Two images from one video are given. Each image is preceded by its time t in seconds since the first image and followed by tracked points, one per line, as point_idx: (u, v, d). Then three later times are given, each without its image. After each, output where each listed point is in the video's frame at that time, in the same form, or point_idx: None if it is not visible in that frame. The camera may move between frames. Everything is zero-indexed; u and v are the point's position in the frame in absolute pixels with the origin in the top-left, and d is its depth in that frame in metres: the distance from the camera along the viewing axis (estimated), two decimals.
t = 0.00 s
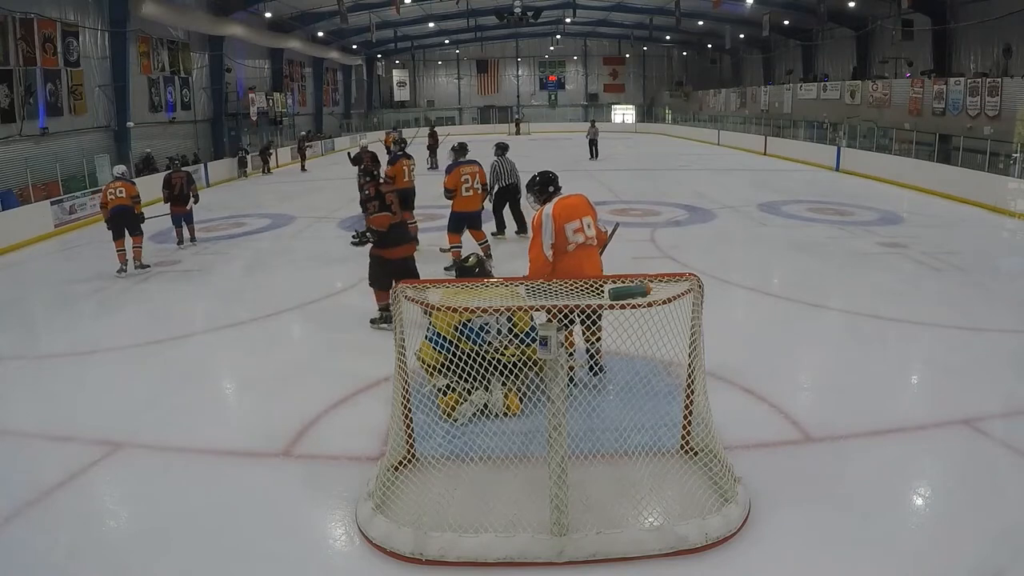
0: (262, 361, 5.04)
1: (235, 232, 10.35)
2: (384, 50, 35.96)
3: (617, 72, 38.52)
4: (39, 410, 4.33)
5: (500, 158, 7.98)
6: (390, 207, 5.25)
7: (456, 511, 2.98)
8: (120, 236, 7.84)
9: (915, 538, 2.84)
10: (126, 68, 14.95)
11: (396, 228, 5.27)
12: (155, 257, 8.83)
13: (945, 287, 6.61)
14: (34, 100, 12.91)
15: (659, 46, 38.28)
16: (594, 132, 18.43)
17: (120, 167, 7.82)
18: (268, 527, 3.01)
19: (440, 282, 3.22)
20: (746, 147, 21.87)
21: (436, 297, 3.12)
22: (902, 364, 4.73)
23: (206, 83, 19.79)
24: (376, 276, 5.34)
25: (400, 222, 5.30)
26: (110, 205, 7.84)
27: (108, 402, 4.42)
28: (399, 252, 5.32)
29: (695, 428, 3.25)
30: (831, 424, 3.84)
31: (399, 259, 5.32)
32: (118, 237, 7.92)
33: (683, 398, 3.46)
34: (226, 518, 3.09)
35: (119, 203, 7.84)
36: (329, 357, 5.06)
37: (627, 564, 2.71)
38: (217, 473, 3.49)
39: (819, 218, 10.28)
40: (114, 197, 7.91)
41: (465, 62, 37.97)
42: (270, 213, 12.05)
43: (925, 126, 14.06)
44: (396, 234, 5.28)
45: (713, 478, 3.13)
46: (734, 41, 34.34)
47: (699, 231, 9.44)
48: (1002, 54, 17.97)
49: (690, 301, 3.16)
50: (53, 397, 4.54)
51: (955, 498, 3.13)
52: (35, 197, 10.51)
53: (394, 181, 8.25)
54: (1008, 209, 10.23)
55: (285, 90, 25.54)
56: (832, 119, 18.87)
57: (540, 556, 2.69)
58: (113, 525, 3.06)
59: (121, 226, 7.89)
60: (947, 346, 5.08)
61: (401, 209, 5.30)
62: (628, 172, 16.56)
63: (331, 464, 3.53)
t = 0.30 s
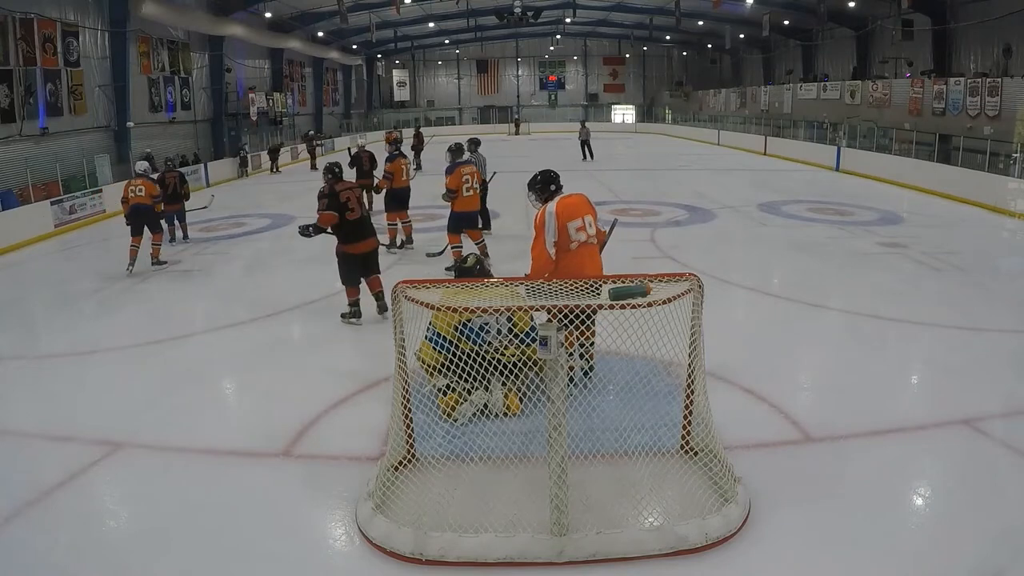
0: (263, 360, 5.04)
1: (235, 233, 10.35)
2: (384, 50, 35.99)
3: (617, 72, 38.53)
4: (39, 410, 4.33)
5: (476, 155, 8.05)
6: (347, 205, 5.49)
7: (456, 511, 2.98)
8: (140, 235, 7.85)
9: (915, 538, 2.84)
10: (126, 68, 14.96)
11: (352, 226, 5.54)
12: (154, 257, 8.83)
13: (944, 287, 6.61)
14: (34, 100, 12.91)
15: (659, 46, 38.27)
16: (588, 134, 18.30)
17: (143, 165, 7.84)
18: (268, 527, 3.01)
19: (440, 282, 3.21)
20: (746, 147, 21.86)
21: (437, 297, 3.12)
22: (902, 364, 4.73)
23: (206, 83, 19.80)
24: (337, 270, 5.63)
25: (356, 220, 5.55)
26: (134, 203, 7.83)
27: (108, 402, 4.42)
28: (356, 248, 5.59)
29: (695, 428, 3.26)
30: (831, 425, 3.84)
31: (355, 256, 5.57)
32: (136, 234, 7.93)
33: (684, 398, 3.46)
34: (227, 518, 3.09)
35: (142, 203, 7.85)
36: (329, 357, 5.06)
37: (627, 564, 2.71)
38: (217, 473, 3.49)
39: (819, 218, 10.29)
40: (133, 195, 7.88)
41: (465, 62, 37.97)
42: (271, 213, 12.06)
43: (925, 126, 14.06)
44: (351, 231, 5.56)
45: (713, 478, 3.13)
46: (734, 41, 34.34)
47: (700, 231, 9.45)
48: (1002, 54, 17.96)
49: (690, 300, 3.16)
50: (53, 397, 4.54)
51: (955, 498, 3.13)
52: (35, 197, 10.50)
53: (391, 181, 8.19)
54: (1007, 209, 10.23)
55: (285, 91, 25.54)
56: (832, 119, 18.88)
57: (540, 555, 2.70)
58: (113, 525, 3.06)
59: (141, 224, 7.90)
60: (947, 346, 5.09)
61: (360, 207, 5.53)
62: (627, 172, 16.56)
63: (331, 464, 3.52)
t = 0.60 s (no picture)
0: (263, 361, 5.04)
1: (235, 233, 10.35)
2: (384, 50, 36.00)
3: (617, 72, 38.53)
4: (39, 411, 4.33)
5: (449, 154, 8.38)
6: (314, 204, 5.62)
7: (456, 511, 2.98)
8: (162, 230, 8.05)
9: (915, 538, 2.84)
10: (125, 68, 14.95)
11: (319, 224, 5.67)
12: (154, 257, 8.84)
13: (944, 287, 6.61)
14: (34, 100, 12.91)
15: (659, 46, 38.27)
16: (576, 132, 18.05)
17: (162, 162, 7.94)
18: (268, 527, 3.01)
19: (440, 282, 3.21)
20: (746, 147, 21.86)
21: (436, 297, 3.13)
22: (902, 364, 4.73)
23: (206, 83, 19.79)
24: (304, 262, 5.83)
25: (323, 219, 5.69)
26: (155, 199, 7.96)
27: (108, 402, 4.42)
28: (320, 247, 5.74)
29: (696, 428, 3.26)
30: (831, 425, 3.84)
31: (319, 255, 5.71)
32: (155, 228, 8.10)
33: (683, 398, 3.46)
34: (227, 518, 3.09)
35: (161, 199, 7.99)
36: (329, 357, 5.06)
37: (627, 564, 2.71)
38: (216, 473, 3.49)
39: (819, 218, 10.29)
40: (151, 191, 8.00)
41: (465, 62, 37.96)
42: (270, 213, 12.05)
43: (925, 126, 14.06)
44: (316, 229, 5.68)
45: (713, 478, 3.13)
46: (734, 41, 34.34)
47: (700, 231, 9.45)
48: (1002, 54, 17.96)
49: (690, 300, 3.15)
50: (53, 397, 4.54)
51: (955, 498, 3.13)
52: (34, 197, 10.50)
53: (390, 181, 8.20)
54: (1007, 209, 10.23)
55: (285, 90, 25.54)
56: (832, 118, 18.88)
57: (540, 555, 2.70)
58: (113, 525, 3.07)
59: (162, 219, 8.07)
60: (947, 346, 5.09)
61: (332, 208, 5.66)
62: (628, 172, 16.55)
63: (331, 464, 3.52)
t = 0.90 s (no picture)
0: (263, 361, 5.05)
1: (235, 233, 10.35)
2: (384, 50, 36.00)
3: (617, 72, 38.53)
4: (39, 411, 4.33)
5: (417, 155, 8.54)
6: (290, 204, 5.87)
7: (456, 511, 2.99)
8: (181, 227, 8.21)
9: (915, 538, 2.84)
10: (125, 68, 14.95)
11: (295, 223, 5.93)
12: (155, 257, 8.84)
13: (944, 287, 6.61)
14: (34, 100, 12.91)
15: (659, 46, 38.27)
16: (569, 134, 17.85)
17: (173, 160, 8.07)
18: (268, 527, 3.01)
19: (440, 282, 3.21)
20: (746, 147, 21.86)
21: (437, 297, 3.13)
22: (902, 364, 4.73)
23: (206, 83, 19.79)
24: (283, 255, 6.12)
25: (299, 219, 5.94)
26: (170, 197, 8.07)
27: (107, 403, 4.41)
28: (295, 244, 6.00)
29: (695, 428, 3.26)
30: (831, 425, 3.84)
31: (292, 253, 5.97)
32: (169, 226, 8.27)
33: (683, 397, 3.46)
34: (228, 518, 3.09)
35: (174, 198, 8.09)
36: (329, 357, 5.06)
37: (627, 564, 2.71)
38: (217, 473, 3.49)
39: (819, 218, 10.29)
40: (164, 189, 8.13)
41: (465, 62, 37.95)
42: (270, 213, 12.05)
43: (925, 126, 14.07)
44: (292, 227, 5.94)
45: (713, 478, 3.13)
46: (734, 41, 34.35)
47: (700, 232, 9.45)
48: (1002, 54, 17.96)
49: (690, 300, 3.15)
50: (53, 397, 4.54)
51: (955, 498, 3.13)
52: (34, 197, 10.50)
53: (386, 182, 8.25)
54: (1007, 209, 10.23)
55: (285, 91, 25.54)
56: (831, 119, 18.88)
57: (540, 555, 2.70)
58: (113, 525, 3.07)
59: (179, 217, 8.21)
60: (947, 346, 5.09)
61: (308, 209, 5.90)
62: (628, 172, 16.55)
63: (331, 464, 3.53)
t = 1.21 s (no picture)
0: (263, 360, 5.05)
1: (235, 233, 10.35)
2: (384, 50, 36.04)
3: (617, 72, 38.53)
4: (39, 411, 4.33)
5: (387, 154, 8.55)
6: (271, 203, 6.14)
7: (457, 511, 2.98)
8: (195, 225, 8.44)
9: (915, 539, 2.84)
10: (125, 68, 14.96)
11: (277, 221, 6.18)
12: (155, 257, 8.84)
13: (944, 287, 6.62)
14: (34, 100, 12.91)
15: (659, 46, 38.27)
16: (561, 135, 17.63)
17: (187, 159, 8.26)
18: (268, 527, 3.01)
19: (441, 281, 3.22)
20: (746, 147, 21.86)
21: (437, 297, 3.13)
22: (902, 364, 4.73)
23: (206, 83, 19.79)
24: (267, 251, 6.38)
25: (280, 216, 6.18)
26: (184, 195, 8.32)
27: (107, 403, 4.41)
28: (276, 241, 6.23)
29: (696, 428, 3.26)
30: (831, 425, 3.84)
31: (272, 249, 6.19)
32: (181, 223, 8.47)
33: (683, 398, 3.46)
34: (227, 518, 3.09)
35: (185, 195, 8.33)
36: (329, 358, 5.05)
37: (627, 564, 2.71)
38: (217, 473, 3.49)
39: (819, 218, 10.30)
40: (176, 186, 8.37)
41: (465, 62, 37.95)
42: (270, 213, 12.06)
43: (925, 126, 14.07)
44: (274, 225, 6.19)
45: (713, 478, 3.13)
46: (734, 41, 34.37)
47: (700, 232, 9.46)
48: (1002, 54, 17.96)
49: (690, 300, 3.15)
50: (52, 397, 4.54)
51: (954, 498, 3.13)
52: (34, 197, 10.52)
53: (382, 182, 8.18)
54: (1007, 209, 10.23)
55: (285, 91, 25.54)
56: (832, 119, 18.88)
57: (540, 555, 2.70)
58: (113, 525, 3.07)
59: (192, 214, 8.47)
60: (947, 346, 5.09)
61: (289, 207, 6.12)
62: (628, 172, 16.54)
63: (331, 464, 3.52)
